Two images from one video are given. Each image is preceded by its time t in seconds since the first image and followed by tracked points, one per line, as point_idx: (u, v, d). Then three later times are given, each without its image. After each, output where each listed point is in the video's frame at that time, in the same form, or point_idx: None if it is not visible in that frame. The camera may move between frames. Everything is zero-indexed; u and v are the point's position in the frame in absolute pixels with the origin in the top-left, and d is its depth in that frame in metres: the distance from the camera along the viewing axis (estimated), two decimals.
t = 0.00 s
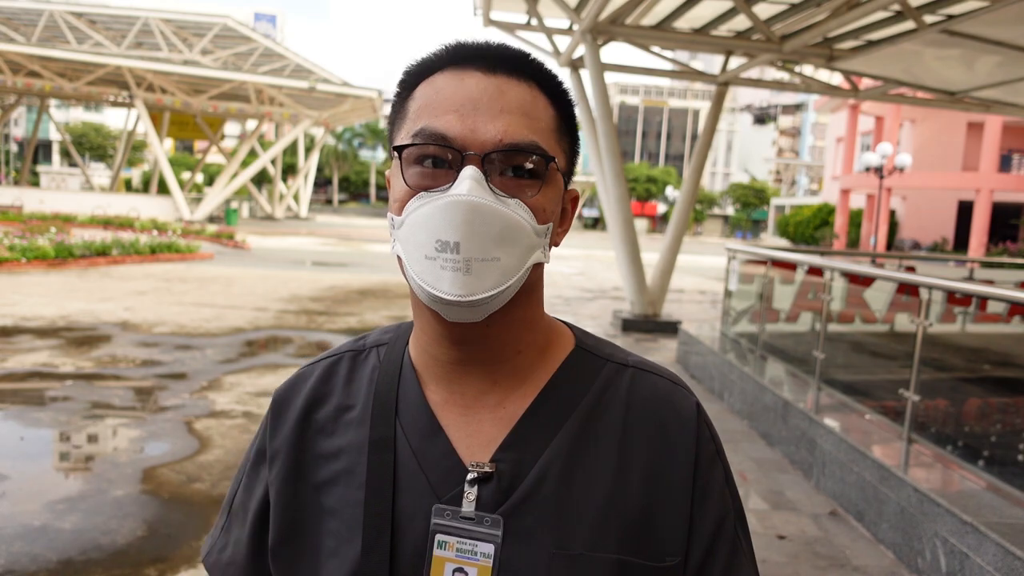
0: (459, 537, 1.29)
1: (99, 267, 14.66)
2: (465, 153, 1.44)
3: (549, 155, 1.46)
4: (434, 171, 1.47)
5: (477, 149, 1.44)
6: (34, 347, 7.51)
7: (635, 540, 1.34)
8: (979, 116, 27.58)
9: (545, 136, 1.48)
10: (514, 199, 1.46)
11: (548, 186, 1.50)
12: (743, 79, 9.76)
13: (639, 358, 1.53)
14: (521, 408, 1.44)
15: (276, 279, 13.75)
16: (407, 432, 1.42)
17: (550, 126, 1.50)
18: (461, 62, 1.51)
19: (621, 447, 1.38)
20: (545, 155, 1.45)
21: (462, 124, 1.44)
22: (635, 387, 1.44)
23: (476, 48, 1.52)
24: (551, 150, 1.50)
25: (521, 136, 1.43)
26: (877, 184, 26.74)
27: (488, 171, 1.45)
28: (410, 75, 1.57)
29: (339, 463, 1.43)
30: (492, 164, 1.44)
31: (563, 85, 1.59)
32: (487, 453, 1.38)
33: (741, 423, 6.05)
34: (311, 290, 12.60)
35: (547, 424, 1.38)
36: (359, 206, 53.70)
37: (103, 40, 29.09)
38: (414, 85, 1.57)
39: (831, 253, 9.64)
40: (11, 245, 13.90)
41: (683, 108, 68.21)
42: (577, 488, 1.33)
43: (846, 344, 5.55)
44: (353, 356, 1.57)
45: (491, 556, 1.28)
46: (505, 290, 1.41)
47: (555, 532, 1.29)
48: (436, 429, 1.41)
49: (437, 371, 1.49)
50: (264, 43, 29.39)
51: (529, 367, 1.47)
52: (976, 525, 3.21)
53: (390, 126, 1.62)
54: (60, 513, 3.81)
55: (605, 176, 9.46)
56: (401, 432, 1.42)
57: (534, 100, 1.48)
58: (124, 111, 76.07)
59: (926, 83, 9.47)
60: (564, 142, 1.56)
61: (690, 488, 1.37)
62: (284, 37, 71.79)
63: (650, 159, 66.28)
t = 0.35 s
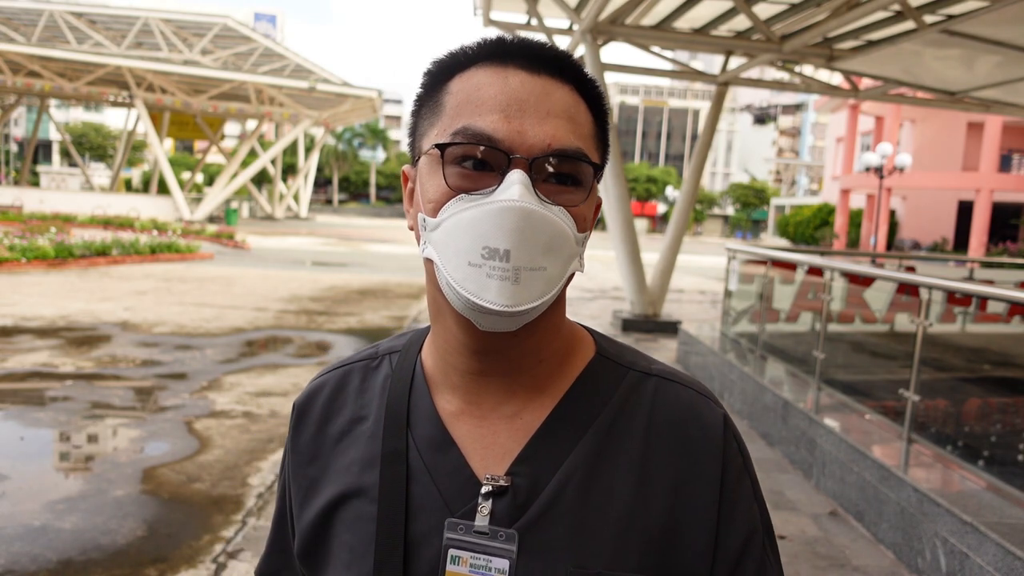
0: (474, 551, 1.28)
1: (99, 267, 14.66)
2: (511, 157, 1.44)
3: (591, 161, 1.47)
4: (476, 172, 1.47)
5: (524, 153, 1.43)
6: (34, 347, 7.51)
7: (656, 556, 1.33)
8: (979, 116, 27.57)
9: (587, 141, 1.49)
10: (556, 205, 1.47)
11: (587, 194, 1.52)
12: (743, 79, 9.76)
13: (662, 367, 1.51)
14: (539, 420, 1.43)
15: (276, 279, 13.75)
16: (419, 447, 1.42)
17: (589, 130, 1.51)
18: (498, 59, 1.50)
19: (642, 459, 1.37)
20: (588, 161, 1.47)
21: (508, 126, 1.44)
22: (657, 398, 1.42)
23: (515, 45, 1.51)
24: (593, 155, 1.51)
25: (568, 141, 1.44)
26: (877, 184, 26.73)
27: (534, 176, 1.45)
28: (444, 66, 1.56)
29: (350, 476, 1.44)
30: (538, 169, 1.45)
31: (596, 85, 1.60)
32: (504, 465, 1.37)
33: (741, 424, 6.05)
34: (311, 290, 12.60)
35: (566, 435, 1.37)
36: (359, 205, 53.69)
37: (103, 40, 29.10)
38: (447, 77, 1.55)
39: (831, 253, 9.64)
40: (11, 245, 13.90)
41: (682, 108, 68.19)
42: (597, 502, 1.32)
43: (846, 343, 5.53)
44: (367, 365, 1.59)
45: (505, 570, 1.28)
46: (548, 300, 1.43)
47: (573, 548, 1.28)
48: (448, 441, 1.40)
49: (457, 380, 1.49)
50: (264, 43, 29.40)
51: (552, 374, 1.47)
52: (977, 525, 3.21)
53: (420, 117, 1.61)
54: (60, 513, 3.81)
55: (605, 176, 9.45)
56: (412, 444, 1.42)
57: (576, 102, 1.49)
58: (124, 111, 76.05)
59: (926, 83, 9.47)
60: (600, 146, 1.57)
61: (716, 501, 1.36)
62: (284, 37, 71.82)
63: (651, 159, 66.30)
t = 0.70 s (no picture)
0: (484, 553, 1.28)
1: (99, 267, 14.66)
2: (526, 158, 1.44)
3: (611, 160, 1.46)
4: (491, 174, 1.47)
5: (538, 153, 1.43)
6: (34, 347, 7.51)
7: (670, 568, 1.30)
8: (978, 116, 27.56)
9: (605, 139, 1.48)
10: (574, 206, 1.47)
11: (606, 196, 1.51)
12: (743, 79, 9.76)
13: (688, 378, 1.49)
14: (556, 424, 1.43)
15: (275, 279, 13.75)
16: (437, 447, 1.42)
17: (608, 127, 1.50)
18: (516, 57, 1.50)
19: (661, 467, 1.35)
20: (605, 159, 1.46)
21: (523, 124, 1.43)
22: (680, 407, 1.40)
23: (534, 43, 1.50)
24: (612, 152, 1.51)
25: (584, 139, 1.43)
26: (877, 184, 26.75)
27: (551, 178, 1.45)
28: (462, 68, 1.56)
29: (368, 470, 1.45)
30: (554, 170, 1.45)
31: (616, 81, 1.58)
32: (518, 468, 1.37)
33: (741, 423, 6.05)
34: (311, 289, 12.60)
35: (583, 439, 1.36)
36: (359, 205, 53.68)
37: (103, 40, 29.10)
38: (465, 78, 1.56)
39: (831, 253, 9.64)
40: (11, 245, 13.90)
41: (682, 108, 68.20)
42: (612, 508, 1.30)
43: (846, 343, 5.53)
44: (396, 360, 1.61)
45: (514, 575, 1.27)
46: (564, 302, 1.42)
47: (582, 556, 1.27)
48: (466, 441, 1.41)
49: (476, 379, 1.50)
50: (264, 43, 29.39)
51: (570, 379, 1.46)
52: (976, 525, 3.22)
53: (438, 119, 1.62)
54: (60, 513, 3.81)
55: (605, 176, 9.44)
56: (431, 443, 1.43)
57: (594, 100, 1.48)
58: (124, 111, 76.08)
59: (926, 83, 9.47)
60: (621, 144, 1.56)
61: (734, 518, 1.32)
62: (284, 37, 71.83)
63: (650, 159, 66.38)
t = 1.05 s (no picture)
0: (478, 552, 1.28)
1: (99, 267, 14.66)
2: (524, 145, 1.44)
3: (607, 153, 1.47)
4: (490, 161, 1.47)
5: (537, 141, 1.44)
6: (34, 347, 7.51)
7: (662, 564, 1.31)
8: (978, 116, 27.55)
9: (602, 136, 1.50)
10: (569, 194, 1.45)
11: (601, 191, 1.51)
12: (743, 79, 9.75)
13: (679, 374, 1.49)
14: (550, 420, 1.43)
15: (275, 279, 13.74)
16: (431, 447, 1.42)
17: (605, 127, 1.52)
18: (520, 56, 1.52)
19: (653, 465, 1.35)
20: (602, 152, 1.46)
21: (523, 115, 1.45)
22: (671, 404, 1.40)
23: (535, 46, 1.53)
24: (608, 149, 1.52)
25: (581, 132, 1.45)
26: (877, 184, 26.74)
27: (547, 165, 1.45)
28: (467, 67, 1.58)
29: (362, 471, 1.44)
30: (552, 159, 1.45)
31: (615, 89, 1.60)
32: (511, 465, 1.37)
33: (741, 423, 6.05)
34: (311, 289, 12.59)
35: (576, 438, 1.36)
36: (359, 205, 53.70)
37: (103, 40, 29.09)
38: (469, 76, 1.58)
39: (832, 253, 9.63)
40: (11, 245, 13.90)
41: (683, 108, 68.20)
42: (605, 505, 1.31)
43: (846, 343, 5.53)
44: (387, 360, 1.59)
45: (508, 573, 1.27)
46: (556, 288, 1.41)
47: (577, 553, 1.27)
48: (459, 439, 1.40)
49: (469, 375, 1.49)
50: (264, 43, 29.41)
51: (563, 376, 1.46)
52: (976, 525, 3.21)
53: (442, 118, 1.63)
54: (60, 513, 3.81)
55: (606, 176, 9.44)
56: (424, 444, 1.42)
57: (593, 101, 1.50)
58: (124, 111, 76.10)
59: (926, 84, 9.47)
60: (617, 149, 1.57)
61: (726, 513, 1.33)
62: (284, 37, 71.93)
63: (650, 159, 66.43)
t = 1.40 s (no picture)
0: (463, 546, 1.29)
1: (99, 267, 14.66)
2: (502, 136, 1.45)
3: (579, 145, 1.48)
4: (470, 154, 1.47)
5: (512, 133, 1.45)
6: (34, 347, 7.51)
7: (641, 552, 1.33)
8: (978, 116, 27.54)
9: (573, 131, 1.51)
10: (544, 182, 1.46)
11: (574, 183, 1.51)
12: (743, 79, 9.75)
13: (650, 364, 1.50)
14: (529, 413, 1.43)
15: (275, 279, 13.74)
16: (413, 444, 1.41)
17: (576, 126, 1.54)
18: (491, 62, 1.54)
19: (629, 455, 1.36)
20: (575, 145, 1.48)
21: (498, 110, 1.46)
22: (644, 393, 1.41)
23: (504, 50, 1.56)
24: (579, 145, 1.53)
25: (555, 127, 1.46)
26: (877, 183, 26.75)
27: (521, 157, 1.45)
28: (438, 74, 1.59)
29: (344, 471, 1.43)
30: (529, 151, 1.45)
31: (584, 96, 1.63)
32: (493, 459, 1.37)
33: (741, 423, 6.05)
34: (311, 290, 12.59)
35: (555, 430, 1.36)
36: (359, 205, 53.68)
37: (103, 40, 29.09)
38: (441, 83, 1.59)
39: (832, 253, 9.63)
40: (11, 245, 13.90)
41: (682, 108, 68.22)
42: (587, 495, 1.32)
43: (846, 343, 5.53)
44: (362, 362, 1.57)
45: (494, 565, 1.27)
46: (535, 273, 1.40)
47: (561, 543, 1.28)
48: (440, 436, 1.40)
49: (448, 371, 1.48)
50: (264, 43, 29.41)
51: (539, 370, 1.47)
52: (976, 525, 3.21)
53: (415, 123, 1.63)
54: (59, 513, 3.81)
55: (605, 175, 9.44)
56: (405, 442, 1.41)
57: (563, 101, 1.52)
58: (123, 111, 76.17)
59: (926, 84, 9.48)
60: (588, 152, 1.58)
61: (701, 496, 1.35)
62: (284, 36, 71.96)
63: (650, 159, 66.45)
